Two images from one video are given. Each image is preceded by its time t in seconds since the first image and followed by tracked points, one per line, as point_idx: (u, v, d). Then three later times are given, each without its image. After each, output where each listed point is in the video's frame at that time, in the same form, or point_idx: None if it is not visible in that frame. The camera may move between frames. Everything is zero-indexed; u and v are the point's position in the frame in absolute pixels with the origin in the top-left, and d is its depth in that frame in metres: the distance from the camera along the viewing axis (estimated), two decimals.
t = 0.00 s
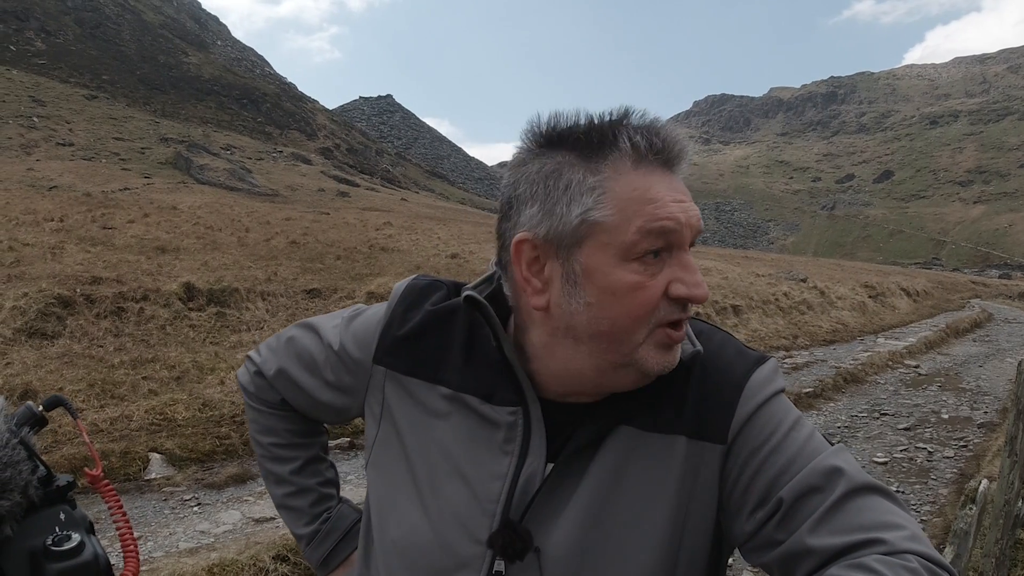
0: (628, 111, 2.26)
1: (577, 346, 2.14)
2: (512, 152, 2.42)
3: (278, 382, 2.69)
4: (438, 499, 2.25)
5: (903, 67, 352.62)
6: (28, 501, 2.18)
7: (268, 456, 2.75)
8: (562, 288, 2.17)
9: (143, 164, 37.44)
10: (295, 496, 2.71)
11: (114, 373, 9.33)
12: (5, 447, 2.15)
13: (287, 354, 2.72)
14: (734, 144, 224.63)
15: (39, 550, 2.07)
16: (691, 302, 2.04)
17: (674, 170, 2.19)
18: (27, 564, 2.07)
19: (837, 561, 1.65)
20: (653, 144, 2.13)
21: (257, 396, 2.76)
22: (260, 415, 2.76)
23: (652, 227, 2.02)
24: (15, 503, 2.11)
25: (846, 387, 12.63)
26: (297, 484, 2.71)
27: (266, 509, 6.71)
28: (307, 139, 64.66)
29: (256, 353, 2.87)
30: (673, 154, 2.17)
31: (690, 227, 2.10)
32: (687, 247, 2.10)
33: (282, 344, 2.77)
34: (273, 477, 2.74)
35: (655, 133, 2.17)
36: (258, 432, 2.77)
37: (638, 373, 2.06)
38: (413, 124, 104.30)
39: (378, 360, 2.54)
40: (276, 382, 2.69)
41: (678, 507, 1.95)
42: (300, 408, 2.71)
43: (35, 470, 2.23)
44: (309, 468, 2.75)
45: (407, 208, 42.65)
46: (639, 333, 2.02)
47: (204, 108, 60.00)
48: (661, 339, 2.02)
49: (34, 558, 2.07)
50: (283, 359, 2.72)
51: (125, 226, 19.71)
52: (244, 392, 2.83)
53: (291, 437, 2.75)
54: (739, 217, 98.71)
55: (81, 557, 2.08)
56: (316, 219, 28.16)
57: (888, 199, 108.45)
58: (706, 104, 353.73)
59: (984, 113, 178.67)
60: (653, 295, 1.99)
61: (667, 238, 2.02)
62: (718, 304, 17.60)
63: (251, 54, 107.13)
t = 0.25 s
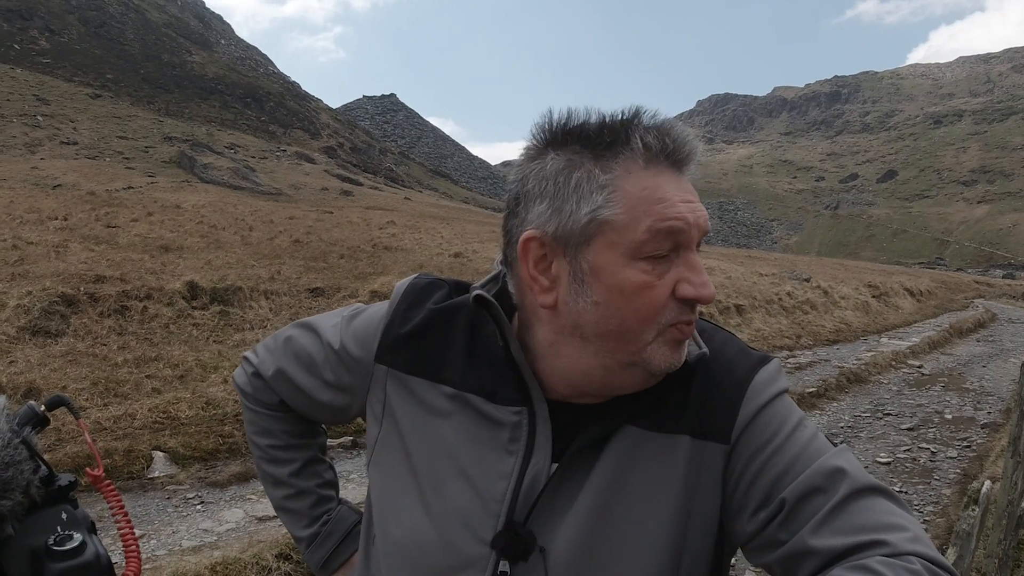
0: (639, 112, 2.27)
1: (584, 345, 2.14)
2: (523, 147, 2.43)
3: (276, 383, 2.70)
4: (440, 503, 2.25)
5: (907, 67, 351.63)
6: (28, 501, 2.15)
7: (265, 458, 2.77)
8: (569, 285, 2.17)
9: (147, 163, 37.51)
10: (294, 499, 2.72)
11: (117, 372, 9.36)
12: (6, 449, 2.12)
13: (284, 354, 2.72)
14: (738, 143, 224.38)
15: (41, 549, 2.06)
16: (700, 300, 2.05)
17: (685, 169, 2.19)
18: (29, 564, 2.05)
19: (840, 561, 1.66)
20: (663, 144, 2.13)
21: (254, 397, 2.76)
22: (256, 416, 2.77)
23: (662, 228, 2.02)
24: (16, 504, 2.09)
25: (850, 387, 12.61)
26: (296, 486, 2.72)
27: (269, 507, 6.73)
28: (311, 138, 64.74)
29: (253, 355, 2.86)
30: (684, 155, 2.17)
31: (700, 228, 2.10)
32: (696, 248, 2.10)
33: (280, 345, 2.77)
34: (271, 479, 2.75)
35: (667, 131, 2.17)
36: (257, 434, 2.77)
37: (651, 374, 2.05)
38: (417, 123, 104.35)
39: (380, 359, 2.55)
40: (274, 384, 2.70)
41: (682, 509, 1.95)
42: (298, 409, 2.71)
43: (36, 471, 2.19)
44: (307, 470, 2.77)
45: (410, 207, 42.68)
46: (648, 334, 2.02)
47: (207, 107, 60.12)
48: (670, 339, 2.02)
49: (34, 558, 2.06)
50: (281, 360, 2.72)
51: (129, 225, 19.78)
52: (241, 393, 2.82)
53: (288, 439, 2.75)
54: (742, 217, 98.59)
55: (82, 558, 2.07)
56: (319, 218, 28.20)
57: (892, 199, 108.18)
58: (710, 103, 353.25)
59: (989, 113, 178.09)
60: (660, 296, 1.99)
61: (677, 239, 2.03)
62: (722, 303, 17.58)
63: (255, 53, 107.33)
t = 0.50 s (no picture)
0: (595, 107, 2.28)
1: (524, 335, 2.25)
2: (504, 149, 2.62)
3: (286, 382, 2.71)
4: (445, 502, 2.27)
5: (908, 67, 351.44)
6: (34, 502, 2.13)
7: (275, 456, 2.78)
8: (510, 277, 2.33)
9: (149, 164, 37.60)
10: (302, 497, 2.74)
11: (120, 372, 9.39)
12: (12, 450, 2.10)
13: (295, 354, 2.73)
14: (739, 142, 224.38)
15: (48, 550, 2.07)
16: (622, 292, 2.04)
17: (622, 158, 2.14)
18: (35, 566, 2.06)
19: (847, 563, 1.67)
20: (582, 132, 2.17)
21: (266, 396, 2.77)
22: (267, 415, 2.78)
23: (565, 220, 2.09)
24: (22, 505, 2.08)
25: (852, 387, 12.61)
26: (304, 485, 2.73)
27: (272, 508, 6.75)
28: (313, 139, 64.85)
29: (265, 355, 2.86)
30: (614, 145, 2.15)
31: (619, 216, 2.07)
32: (618, 238, 2.08)
33: (291, 345, 2.77)
34: (280, 478, 2.77)
35: (597, 123, 2.18)
36: (266, 432, 2.78)
37: (569, 365, 2.10)
38: (419, 123, 104.46)
39: (386, 359, 2.57)
40: (284, 383, 2.71)
41: (686, 510, 1.96)
42: (308, 408, 2.72)
43: (41, 471, 2.16)
44: (316, 468, 2.78)
45: (412, 207, 42.75)
46: (559, 325, 2.10)
47: (210, 108, 60.24)
48: (587, 330, 2.06)
49: (41, 560, 2.07)
50: (292, 360, 2.72)
51: (132, 226, 19.83)
52: (252, 392, 2.84)
53: (298, 438, 2.77)
54: (744, 217, 98.59)
55: (88, 560, 2.08)
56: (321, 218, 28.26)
57: (893, 199, 108.12)
58: (711, 103, 353.22)
59: (991, 113, 177.95)
60: (562, 284, 2.08)
61: (583, 229, 2.07)
62: (724, 303, 17.60)
63: (257, 54, 107.54)
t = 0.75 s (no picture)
0: (545, 105, 2.32)
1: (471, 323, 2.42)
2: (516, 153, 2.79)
3: (288, 382, 2.69)
4: (440, 503, 2.26)
5: (910, 67, 351.45)
6: (31, 505, 2.12)
7: (279, 455, 2.77)
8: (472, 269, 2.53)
9: (151, 164, 37.65)
10: (302, 496, 2.73)
11: (121, 372, 9.40)
12: (9, 452, 2.09)
13: (299, 354, 2.72)
14: (741, 142, 224.26)
15: (45, 552, 2.08)
16: (519, 281, 2.12)
17: (530, 153, 2.18)
18: (33, 567, 2.07)
19: (842, 565, 1.67)
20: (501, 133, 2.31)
21: (269, 395, 2.76)
22: (271, 414, 2.77)
23: (477, 215, 2.27)
24: (19, 508, 2.07)
25: (853, 387, 12.59)
26: (305, 484, 2.72)
27: (272, 507, 6.76)
28: (314, 139, 64.93)
29: (270, 354, 2.85)
30: (520, 139, 2.21)
31: (506, 210, 2.14)
32: (512, 229, 2.15)
33: (294, 345, 2.77)
34: (283, 476, 2.76)
35: (518, 121, 2.28)
36: (270, 431, 2.77)
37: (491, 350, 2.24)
38: (420, 123, 104.49)
39: (384, 361, 2.57)
40: (287, 382, 2.69)
41: (683, 512, 1.96)
42: (308, 408, 2.71)
43: (38, 474, 2.16)
44: (317, 467, 2.77)
45: (413, 207, 42.77)
46: (478, 313, 2.27)
47: (211, 108, 60.28)
48: (496, 319, 2.19)
49: (39, 561, 2.07)
50: (295, 359, 2.71)
51: (133, 226, 19.86)
52: (257, 391, 2.82)
53: (301, 437, 2.76)
54: (746, 217, 98.52)
55: (85, 560, 2.08)
56: (323, 218, 28.28)
57: (895, 199, 108.04)
58: (713, 103, 353.19)
59: (992, 112, 177.68)
60: (473, 272, 2.26)
61: (486, 222, 2.23)
62: (725, 303, 17.57)
63: (259, 54, 107.71)
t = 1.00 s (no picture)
0: (546, 105, 2.33)
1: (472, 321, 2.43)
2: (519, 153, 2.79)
3: (293, 380, 2.70)
4: (442, 502, 2.27)
5: (911, 66, 351.18)
6: (32, 505, 2.12)
7: (283, 452, 2.77)
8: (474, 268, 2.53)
9: (152, 164, 37.66)
10: (305, 493, 2.73)
11: (123, 372, 9.41)
12: (11, 452, 2.09)
13: (303, 353, 2.72)
14: (742, 142, 224.16)
15: (47, 553, 2.08)
16: (515, 277, 2.12)
17: (528, 152, 2.19)
18: (35, 567, 2.07)
19: (845, 565, 1.67)
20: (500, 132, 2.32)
21: (274, 392, 2.76)
22: (276, 412, 2.76)
23: (477, 214, 2.29)
24: (21, 507, 2.07)
25: (855, 387, 12.58)
26: (309, 481, 2.73)
27: (274, 507, 6.76)
28: (316, 138, 64.94)
29: (276, 351, 2.86)
30: (517, 138, 2.22)
31: (503, 206, 2.15)
32: (509, 226, 2.16)
33: (300, 343, 2.77)
34: (287, 473, 2.76)
35: (518, 119, 2.29)
36: (274, 429, 2.77)
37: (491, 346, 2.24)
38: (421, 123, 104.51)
39: (388, 360, 2.57)
40: (291, 381, 2.70)
41: (684, 512, 1.96)
42: (313, 406, 2.71)
43: (41, 473, 2.16)
44: (320, 466, 2.77)
45: (414, 207, 42.80)
46: (478, 309, 2.27)
47: (212, 108, 60.30)
48: (495, 316, 2.19)
49: (41, 560, 2.07)
50: (300, 358, 2.71)
51: (135, 225, 19.89)
52: (262, 388, 2.82)
53: (305, 435, 2.76)
54: (747, 216, 98.47)
55: (88, 560, 2.08)
56: (324, 218, 28.29)
57: (896, 198, 107.95)
58: (714, 103, 353.04)
59: (994, 111, 177.39)
60: (471, 270, 2.26)
61: (486, 219, 2.25)
62: (727, 303, 17.57)
63: (260, 54, 107.81)
